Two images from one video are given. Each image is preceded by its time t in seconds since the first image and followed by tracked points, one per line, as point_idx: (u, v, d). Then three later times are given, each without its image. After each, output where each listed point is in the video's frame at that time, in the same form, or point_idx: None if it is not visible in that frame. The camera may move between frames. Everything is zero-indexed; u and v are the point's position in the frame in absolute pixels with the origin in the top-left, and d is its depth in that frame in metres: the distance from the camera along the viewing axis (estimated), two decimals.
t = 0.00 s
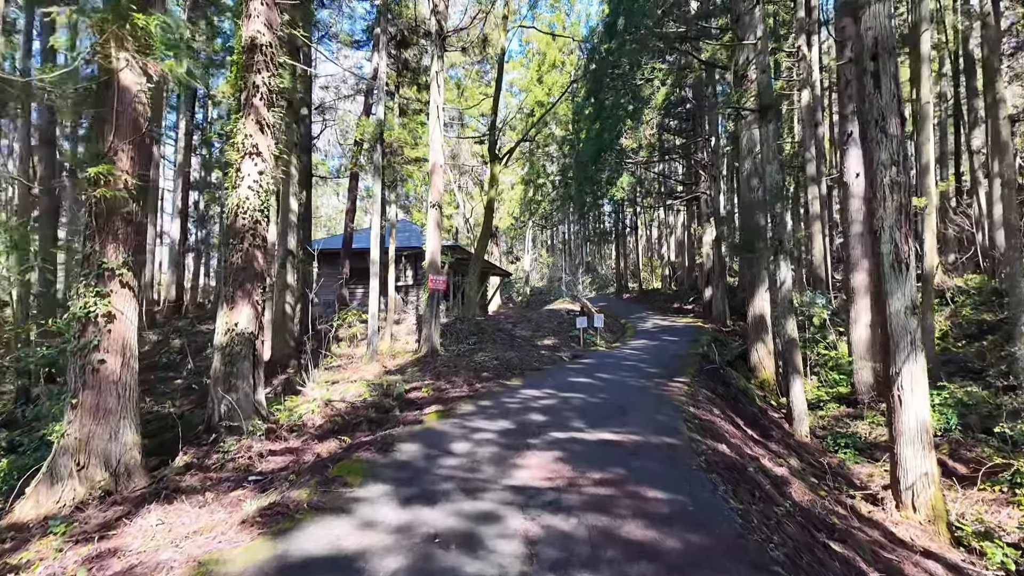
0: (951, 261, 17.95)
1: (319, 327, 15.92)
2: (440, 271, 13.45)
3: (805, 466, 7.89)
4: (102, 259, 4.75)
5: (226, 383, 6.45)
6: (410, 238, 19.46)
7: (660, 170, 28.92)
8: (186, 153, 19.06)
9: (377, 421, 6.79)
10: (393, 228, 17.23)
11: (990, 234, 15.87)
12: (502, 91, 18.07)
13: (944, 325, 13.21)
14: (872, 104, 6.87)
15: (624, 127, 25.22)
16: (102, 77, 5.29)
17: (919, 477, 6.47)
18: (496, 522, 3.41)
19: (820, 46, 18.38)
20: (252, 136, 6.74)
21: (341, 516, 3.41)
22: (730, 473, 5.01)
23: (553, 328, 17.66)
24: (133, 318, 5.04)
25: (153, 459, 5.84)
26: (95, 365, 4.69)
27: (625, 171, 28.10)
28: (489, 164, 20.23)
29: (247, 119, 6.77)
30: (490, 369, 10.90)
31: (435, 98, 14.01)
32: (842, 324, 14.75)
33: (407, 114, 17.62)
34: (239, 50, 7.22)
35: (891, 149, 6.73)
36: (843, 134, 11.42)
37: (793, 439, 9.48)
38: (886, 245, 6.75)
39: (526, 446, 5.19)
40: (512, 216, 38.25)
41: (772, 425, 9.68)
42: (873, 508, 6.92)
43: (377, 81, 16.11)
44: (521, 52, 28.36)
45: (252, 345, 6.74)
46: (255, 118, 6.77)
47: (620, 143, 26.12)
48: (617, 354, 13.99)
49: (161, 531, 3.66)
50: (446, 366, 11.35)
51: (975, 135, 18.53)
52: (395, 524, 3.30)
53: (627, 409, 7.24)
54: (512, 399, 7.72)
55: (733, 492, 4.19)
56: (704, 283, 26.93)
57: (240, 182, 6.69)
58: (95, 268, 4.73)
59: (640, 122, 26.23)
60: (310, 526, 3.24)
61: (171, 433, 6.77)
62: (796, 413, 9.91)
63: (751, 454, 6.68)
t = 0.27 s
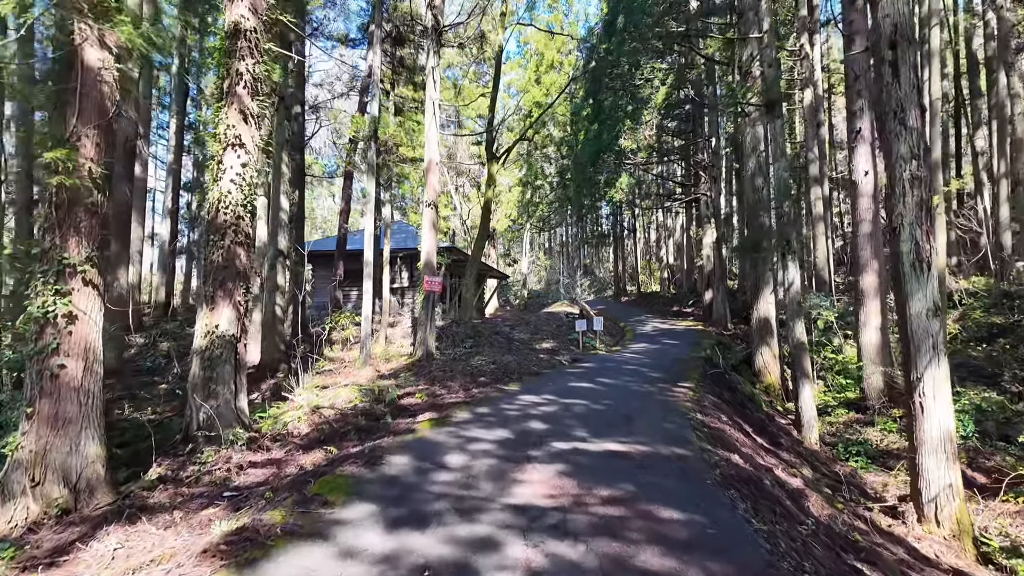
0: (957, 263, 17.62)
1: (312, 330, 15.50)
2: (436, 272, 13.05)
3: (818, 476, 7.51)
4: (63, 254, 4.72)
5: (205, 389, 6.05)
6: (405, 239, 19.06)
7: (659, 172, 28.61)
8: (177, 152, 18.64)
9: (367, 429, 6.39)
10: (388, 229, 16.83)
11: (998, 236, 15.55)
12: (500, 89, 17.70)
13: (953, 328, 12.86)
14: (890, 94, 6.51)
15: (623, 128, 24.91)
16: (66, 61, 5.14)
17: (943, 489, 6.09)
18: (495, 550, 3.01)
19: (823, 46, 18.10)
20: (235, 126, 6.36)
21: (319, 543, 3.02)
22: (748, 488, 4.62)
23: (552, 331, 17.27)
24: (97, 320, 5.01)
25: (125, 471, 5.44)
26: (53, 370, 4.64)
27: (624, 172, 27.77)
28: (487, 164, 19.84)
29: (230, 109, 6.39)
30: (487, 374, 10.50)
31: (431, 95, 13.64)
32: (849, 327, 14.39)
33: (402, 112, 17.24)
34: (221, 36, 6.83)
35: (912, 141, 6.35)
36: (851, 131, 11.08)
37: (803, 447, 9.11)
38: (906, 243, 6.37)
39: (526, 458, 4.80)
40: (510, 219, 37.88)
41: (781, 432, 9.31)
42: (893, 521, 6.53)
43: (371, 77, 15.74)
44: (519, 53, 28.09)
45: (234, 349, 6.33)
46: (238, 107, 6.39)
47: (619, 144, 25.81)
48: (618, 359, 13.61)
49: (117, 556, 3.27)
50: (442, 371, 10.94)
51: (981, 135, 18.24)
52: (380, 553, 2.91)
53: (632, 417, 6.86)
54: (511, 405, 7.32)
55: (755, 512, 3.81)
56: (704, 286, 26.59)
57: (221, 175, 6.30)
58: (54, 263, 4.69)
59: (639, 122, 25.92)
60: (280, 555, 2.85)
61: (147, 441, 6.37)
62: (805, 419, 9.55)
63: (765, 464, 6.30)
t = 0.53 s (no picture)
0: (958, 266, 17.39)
1: (301, 334, 15.07)
2: (428, 275, 12.67)
3: (829, 489, 7.14)
4: (14, 252, 4.55)
5: (178, 400, 5.63)
6: (398, 241, 18.67)
7: (656, 173, 28.32)
8: (163, 151, 18.17)
9: (354, 441, 6.00)
10: (380, 231, 16.44)
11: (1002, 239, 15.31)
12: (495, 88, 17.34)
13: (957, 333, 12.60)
14: (907, 87, 6.18)
15: (619, 129, 24.64)
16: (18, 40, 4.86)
17: (965, 505, 5.74)
18: None
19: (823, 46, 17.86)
20: (213, 118, 5.95)
21: None
22: (765, 510, 4.26)
23: (548, 335, 16.91)
24: (51, 325, 4.81)
25: (88, 489, 5.03)
26: None
27: (621, 174, 27.48)
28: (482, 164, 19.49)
29: (207, 99, 5.97)
30: (481, 380, 10.12)
31: (424, 92, 13.26)
32: (851, 331, 14.09)
33: (396, 111, 16.84)
34: (200, 21, 6.42)
35: (931, 137, 6.02)
36: (856, 129, 10.77)
37: (809, 457, 8.78)
38: (924, 243, 6.02)
39: (525, 477, 4.42)
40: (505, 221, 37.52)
41: (786, 441, 8.97)
42: (910, 538, 6.18)
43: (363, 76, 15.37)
44: (514, 54, 27.83)
45: (211, 356, 5.91)
46: (217, 98, 5.98)
47: (615, 146, 25.50)
48: (616, 364, 13.25)
49: None
50: (434, 377, 10.55)
51: (982, 137, 18.05)
52: None
53: (635, 427, 6.49)
54: (507, 415, 6.94)
55: (779, 543, 3.44)
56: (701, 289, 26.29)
57: (198, 170, 5.89)
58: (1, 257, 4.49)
59: (636, 124, 25.68)
60: None
61: (116, 453, 5.95)
62: (811, 427, 9.22)
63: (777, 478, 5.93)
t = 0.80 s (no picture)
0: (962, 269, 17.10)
1: (291, 339, 14.64)
2: (422, 278, 12.28)
3: (843, 503, 6.77)
4: None
5: (149, 410, 5.23)
6: (392, 244, 18.28)
7: (653, 176, 28.04)
8: (152, 152, 17.77)
9: (339, 454, 5.59)
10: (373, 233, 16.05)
11: (1007, 242, 15.04)
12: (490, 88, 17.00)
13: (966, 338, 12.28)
14: (926, 78, 5.82)
15: (617, 131, 24.34)
16: None
17: (992, 523, 5.37)
18: None
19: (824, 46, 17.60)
20: (188, 108, 5.55)
21: None
22: (786, 534, 3.89)
23: (545, 340, 16.53)
24: None
25: (45, 508, 4.61)
26: None
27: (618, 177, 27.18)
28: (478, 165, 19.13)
29: (182, 88, 5.58)
30: (476, 388, 9.72)
31: (418, 91, 12.89)
32: (855, 336, 13.76)
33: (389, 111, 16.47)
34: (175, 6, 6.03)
35: (952, 131, 5.67)
36: (862, 128, 10.44)
37: (819, 467, 8.41)
38: (945, 244, 5.66)
39: (522, 497, 4.03)
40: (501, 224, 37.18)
41: (795, 451, 8.59)
42: (933, 558, 5.81)
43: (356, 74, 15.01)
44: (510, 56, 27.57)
45: (185, 363, 5.48)
46: (192, 87, 5.58)
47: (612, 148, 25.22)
48: (615, 370, 12.88)
49: None
50: (428, 384, 10.14)
51: (985, 139, 17.80)
52: None
53: (639, 438, 6.11)
54: (503, 425, 6.55)
55: None
56: (700, 293, 25.98)
57: (171, 163, 5.49)
58: None
59: (634, 126, 25.40)
60: None
61: (82, 468, 5.52)
62: (820, 437, 8.85)
63: (791, 494, 5.56)
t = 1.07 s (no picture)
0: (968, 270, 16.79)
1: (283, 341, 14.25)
2: (417, 278, 11.90)
3: (859, 515, 6.41)
4: None
5: (116, 418, 4.83)
6: (387, 244, 17.90)
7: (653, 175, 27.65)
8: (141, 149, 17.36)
9: (324, 466, 5.21)
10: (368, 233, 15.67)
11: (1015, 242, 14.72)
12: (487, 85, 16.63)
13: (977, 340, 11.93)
14: (947, 64, 5.47)
15: (616, 130, 24.01)
16: None
17: None
18: None
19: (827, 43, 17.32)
20: (162, 94, 5.18)
21: None
22: (813, 558, 3.51)
23: (544, 342, 16.16)
24: None
25: None
26: None
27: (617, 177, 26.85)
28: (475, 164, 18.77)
29: (155, 72, 5.21)
30: (472, 392, 9.34)
31: (412, 85, 12.51)
32: (862, 338, 13.42)
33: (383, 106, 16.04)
34: None
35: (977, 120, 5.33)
36: (871, 123, 10.11)
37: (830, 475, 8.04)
38: (970, 240, 5.31)
39: (520, 516, 3.66)
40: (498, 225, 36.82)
41: (804, 458, 8.24)
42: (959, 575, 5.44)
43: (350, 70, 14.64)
44: (508, 55, 27.30)
45: (156, 367, 5.10)
46: (166, 71, 5.22)
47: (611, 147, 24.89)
48: (616, 373, 12.52)
49: None
50: (422, 388, 9.75)
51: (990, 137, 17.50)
52: None
53: (645, 448, 5.74)
54: (500, 433, 6.17)
55: None
56: (700, 295, 25.63)
57: (143, 152, 5.13)
58: None
59: (633, 125, 25.08)
60: None
61: (49, 482, 5.14)
62: (830, 443, 8.50)
63: (809, 508, 5.19)
